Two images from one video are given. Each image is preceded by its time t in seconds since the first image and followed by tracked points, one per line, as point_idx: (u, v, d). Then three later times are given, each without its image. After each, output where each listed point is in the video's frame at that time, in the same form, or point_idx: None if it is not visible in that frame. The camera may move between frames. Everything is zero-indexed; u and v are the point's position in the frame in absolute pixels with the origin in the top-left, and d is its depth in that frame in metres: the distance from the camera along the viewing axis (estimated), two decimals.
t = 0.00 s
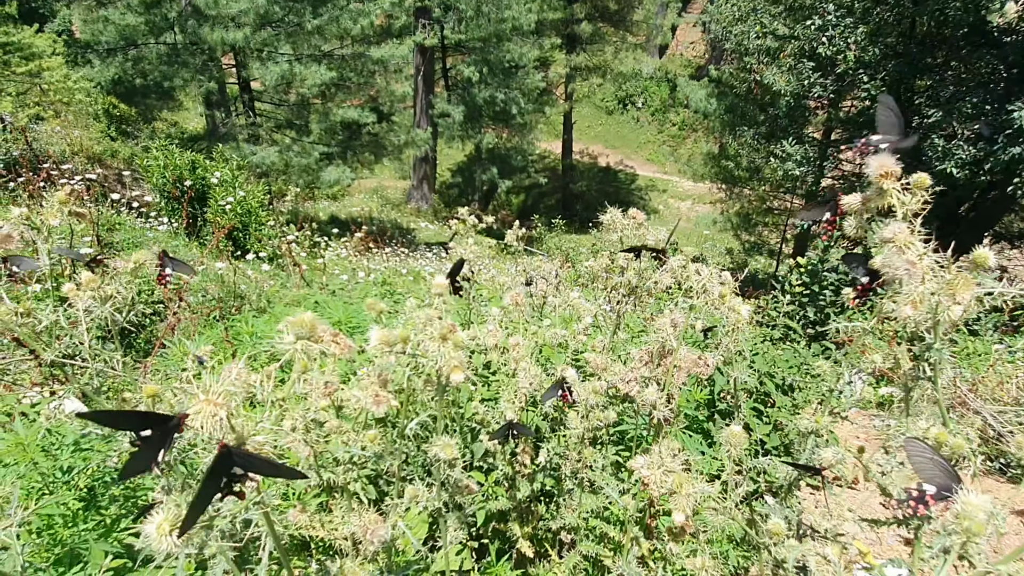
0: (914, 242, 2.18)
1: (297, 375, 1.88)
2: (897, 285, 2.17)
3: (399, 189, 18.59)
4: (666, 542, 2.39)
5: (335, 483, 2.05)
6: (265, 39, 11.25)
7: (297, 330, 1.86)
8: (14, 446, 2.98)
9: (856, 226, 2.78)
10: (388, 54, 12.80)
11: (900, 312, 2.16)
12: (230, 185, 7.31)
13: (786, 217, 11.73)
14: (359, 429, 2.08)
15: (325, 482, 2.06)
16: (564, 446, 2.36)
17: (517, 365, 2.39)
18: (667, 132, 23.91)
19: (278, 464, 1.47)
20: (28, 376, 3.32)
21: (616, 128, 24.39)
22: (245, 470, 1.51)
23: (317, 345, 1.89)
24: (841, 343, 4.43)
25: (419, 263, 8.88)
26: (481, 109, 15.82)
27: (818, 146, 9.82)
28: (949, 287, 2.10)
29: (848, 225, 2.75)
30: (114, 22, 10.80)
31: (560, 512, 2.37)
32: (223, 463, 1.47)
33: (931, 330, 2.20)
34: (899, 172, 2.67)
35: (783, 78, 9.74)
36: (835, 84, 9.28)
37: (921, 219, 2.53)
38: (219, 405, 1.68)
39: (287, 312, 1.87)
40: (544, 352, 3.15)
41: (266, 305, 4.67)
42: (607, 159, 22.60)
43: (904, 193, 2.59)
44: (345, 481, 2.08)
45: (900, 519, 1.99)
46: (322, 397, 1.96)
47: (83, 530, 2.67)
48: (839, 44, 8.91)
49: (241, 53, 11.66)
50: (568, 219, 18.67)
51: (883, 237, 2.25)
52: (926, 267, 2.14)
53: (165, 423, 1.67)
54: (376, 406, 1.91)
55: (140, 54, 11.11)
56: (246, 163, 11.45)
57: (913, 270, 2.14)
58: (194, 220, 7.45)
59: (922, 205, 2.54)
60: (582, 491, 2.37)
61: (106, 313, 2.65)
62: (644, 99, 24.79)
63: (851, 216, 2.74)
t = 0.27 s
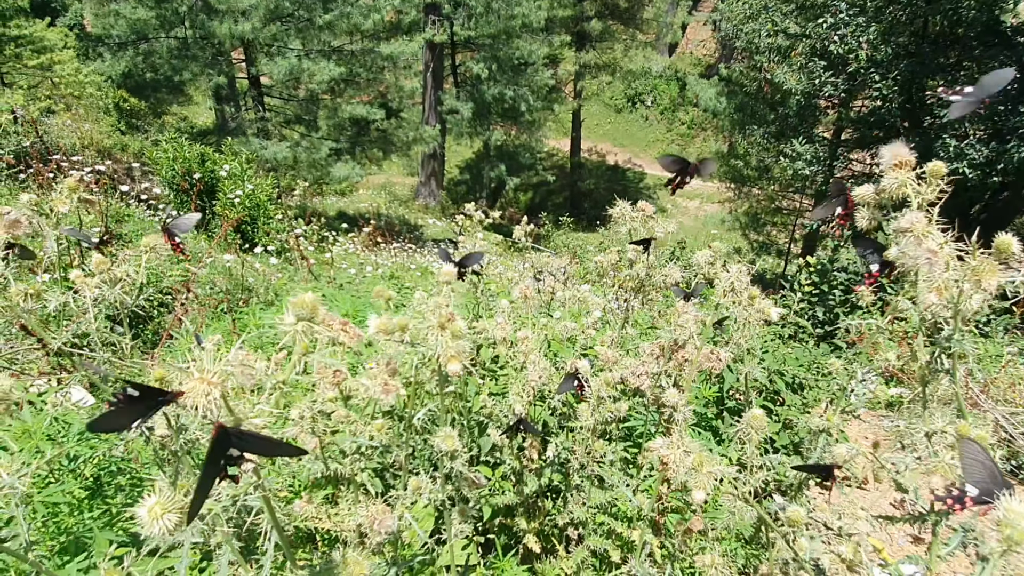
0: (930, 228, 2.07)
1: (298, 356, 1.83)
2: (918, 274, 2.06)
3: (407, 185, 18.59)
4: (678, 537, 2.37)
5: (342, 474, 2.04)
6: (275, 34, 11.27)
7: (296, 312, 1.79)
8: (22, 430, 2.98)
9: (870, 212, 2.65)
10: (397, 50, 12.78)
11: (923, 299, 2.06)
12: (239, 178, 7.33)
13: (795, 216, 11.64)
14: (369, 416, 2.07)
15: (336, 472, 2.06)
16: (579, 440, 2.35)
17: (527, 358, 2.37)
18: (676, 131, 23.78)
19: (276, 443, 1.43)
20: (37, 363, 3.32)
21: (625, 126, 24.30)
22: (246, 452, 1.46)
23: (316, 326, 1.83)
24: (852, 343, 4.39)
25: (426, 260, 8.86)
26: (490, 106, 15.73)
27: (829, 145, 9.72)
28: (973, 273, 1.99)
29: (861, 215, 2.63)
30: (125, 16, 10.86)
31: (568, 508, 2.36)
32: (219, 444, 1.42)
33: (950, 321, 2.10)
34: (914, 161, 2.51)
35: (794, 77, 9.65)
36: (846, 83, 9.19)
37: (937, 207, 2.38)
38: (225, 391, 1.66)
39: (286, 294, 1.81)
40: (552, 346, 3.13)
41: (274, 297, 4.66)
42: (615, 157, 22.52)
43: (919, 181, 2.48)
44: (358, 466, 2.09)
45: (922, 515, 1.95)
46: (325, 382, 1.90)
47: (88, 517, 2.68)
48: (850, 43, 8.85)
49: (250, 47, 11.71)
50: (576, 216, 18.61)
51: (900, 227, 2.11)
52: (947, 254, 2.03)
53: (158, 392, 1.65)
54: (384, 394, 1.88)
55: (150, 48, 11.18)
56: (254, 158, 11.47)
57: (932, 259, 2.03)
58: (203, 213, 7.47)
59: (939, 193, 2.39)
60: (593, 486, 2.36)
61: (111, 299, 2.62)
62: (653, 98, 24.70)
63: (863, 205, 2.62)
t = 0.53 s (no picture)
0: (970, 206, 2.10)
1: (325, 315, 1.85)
2: (955, 248, 2.09)
3: (416, 180, 18.61)
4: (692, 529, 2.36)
5: (354, 458, 2.01)
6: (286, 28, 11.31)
7: (324, 271, 1.82)
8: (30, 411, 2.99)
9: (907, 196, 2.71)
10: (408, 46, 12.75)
11: (960, 269, 2.08)
12: (249, 169, 7.35)
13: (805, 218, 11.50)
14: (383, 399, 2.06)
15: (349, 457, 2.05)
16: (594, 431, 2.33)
17: (540, 347, 2.35)
18: (686, 131, 23.64)
19: (297, 404, 1.37)
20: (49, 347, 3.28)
21: (634, 125, 24.21)
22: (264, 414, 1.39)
23: (344, 288, 1.87)
24: (867, 341, 4.33)
25: (434, 255, 8.84)
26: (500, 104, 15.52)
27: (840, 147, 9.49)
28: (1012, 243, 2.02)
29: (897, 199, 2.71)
30: (137, 9, 10.92)
31: (581, 499, 2.35)
32: (234, 403, 1.34)
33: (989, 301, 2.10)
34: (954, 142, 2.46)
35: (806, 77, 9.50)
36: (859, 83, 8.99)
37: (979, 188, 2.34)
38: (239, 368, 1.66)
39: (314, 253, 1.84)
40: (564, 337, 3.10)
41: (283, 288, 4.66)
42: (624, 156, 22.39)
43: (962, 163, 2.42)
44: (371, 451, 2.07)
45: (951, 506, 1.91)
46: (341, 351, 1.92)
47: (96, 500, 2.68)
48: (864, 43, 8.72)
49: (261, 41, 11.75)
50: (584, 215, 18.53)
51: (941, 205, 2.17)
52: (986, 231, 2.05)
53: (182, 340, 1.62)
54: (402, 374, 1.88)
55: (162, 40, 11.25)
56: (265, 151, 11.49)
57: (971, 234, 2.05)
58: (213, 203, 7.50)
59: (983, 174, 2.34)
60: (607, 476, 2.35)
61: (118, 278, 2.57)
62: (663, 98, 24.60)
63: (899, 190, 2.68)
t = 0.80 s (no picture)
0: None
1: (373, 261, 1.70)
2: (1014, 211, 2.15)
3: (426, 176, 18.62)
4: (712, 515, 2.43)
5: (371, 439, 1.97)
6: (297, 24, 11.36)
7: (375, 214, 1.81)
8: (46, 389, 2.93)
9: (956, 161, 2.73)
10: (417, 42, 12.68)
11: None
12: (260, 159, 7.38)
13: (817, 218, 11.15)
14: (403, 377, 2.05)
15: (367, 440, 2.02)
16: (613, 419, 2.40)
17: (561, 332, 2.58)
18: (695, 130, 23.51)
19: (355, 345, 1.33)
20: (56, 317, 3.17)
21: (642, 124, 24.12)
22: (323, 358, 1.35)
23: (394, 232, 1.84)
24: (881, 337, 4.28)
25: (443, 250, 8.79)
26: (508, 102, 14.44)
27: (850, 147, 9.00)
28: None
29: (946, 163, 2.74)
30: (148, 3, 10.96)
31: (600, 485, 2.43)
32: (296, 341, 1.30)
33: None
34: (1008, 108, 2.47)
35: (817, 76, 8.99)
36: (872, 83, 8.61)
37: None
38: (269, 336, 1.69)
39: (363, 198, 1.83)
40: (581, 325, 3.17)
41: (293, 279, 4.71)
42: (632, 155, 22.22)
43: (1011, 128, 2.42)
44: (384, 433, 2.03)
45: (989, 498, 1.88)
46: (384, 296, 1.88)
47: (110, 480, 2.67)
48: (877, 42, 8.21)
49: (272, 35, 11.81)
50: (592, 213, 18.42)
51: (996, 171, 2.24)
52: None
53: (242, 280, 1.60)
54: (424, 349, 1.87)
55: (173, 36, 11.38)
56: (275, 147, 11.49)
57: None
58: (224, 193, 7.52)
59: None
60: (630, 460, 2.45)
61: (145, 247, 2.52)
62: (671, 98, 24.59)
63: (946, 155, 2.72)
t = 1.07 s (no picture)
0: None
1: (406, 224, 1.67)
2: None
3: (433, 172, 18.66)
4: (722, 500, 2.53)
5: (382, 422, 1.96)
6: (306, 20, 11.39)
7: (405, 177, 1.78)
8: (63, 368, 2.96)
9: (984, 137, 2.83)
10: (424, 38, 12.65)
11: None
12: (270, 152, 7.41)
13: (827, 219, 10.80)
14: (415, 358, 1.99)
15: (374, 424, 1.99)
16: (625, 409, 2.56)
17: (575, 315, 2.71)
18: (703, 129, 23.40)
19: (395, 301, 1.25)
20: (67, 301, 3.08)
21: (650, 122, 24.04)
22: (354, 313, 1.32)
23: (426, 196, 1.82)
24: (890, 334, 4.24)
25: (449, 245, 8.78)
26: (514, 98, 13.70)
27: (859, 145, 8.85)
28: None
29: (976, 139, 2.83)
30: None
31: (613, 471, 2.57)
32: (325, 295, 1.28)
33: None
34: None
35: (827, 74, 8.91)
36: (882, 81, 8.54)
37: None
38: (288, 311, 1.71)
39: (394, 159, 1.79)
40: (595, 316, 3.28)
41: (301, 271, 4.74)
42: (639, 153, 22.11)
43: None
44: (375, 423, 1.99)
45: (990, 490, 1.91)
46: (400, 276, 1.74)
47: (123, 459, 2.67)
48: (888, 39, 8.13)
49: (281, 30, 11.86)
50: (598, 211, 18.35)
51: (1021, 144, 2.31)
52: None
53: (276, 238, 1.46)
54: (441, 327, 1.86)
55: (182, 30, 11.46)
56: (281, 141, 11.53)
57: None
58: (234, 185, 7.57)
59: None
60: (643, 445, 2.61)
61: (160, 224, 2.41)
62: (680, 95, 24.48)
63: (974, 131, 2.83)
